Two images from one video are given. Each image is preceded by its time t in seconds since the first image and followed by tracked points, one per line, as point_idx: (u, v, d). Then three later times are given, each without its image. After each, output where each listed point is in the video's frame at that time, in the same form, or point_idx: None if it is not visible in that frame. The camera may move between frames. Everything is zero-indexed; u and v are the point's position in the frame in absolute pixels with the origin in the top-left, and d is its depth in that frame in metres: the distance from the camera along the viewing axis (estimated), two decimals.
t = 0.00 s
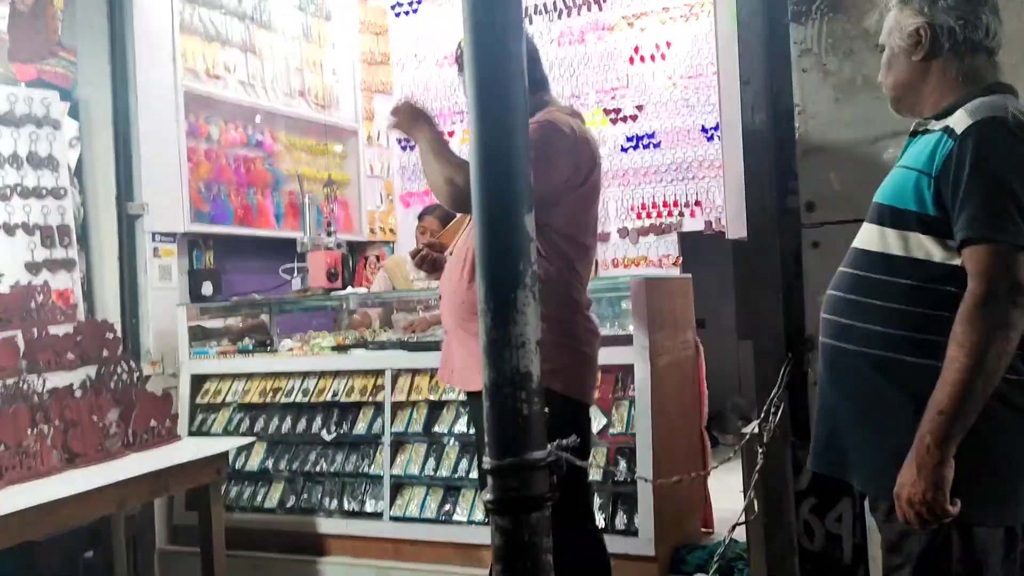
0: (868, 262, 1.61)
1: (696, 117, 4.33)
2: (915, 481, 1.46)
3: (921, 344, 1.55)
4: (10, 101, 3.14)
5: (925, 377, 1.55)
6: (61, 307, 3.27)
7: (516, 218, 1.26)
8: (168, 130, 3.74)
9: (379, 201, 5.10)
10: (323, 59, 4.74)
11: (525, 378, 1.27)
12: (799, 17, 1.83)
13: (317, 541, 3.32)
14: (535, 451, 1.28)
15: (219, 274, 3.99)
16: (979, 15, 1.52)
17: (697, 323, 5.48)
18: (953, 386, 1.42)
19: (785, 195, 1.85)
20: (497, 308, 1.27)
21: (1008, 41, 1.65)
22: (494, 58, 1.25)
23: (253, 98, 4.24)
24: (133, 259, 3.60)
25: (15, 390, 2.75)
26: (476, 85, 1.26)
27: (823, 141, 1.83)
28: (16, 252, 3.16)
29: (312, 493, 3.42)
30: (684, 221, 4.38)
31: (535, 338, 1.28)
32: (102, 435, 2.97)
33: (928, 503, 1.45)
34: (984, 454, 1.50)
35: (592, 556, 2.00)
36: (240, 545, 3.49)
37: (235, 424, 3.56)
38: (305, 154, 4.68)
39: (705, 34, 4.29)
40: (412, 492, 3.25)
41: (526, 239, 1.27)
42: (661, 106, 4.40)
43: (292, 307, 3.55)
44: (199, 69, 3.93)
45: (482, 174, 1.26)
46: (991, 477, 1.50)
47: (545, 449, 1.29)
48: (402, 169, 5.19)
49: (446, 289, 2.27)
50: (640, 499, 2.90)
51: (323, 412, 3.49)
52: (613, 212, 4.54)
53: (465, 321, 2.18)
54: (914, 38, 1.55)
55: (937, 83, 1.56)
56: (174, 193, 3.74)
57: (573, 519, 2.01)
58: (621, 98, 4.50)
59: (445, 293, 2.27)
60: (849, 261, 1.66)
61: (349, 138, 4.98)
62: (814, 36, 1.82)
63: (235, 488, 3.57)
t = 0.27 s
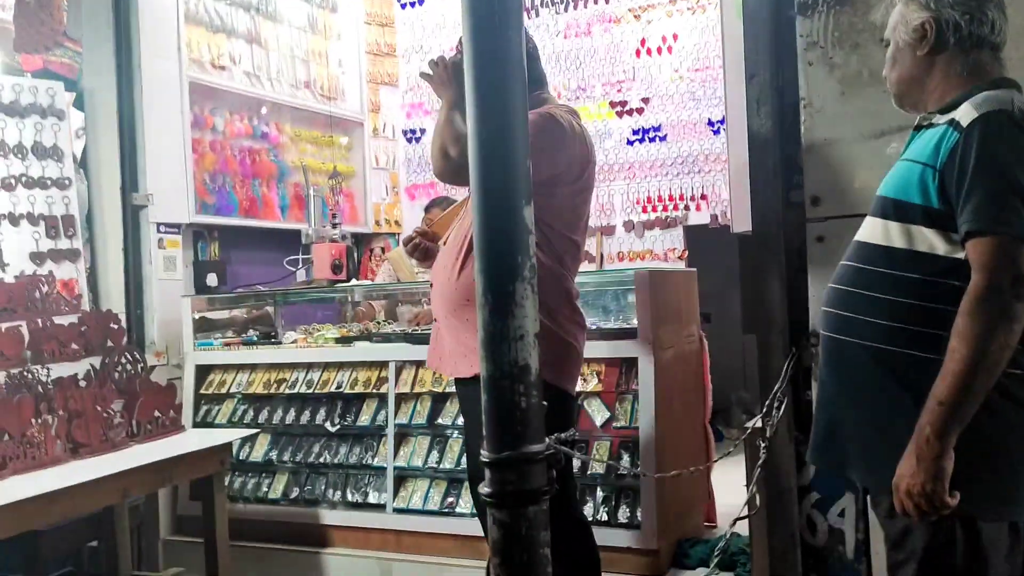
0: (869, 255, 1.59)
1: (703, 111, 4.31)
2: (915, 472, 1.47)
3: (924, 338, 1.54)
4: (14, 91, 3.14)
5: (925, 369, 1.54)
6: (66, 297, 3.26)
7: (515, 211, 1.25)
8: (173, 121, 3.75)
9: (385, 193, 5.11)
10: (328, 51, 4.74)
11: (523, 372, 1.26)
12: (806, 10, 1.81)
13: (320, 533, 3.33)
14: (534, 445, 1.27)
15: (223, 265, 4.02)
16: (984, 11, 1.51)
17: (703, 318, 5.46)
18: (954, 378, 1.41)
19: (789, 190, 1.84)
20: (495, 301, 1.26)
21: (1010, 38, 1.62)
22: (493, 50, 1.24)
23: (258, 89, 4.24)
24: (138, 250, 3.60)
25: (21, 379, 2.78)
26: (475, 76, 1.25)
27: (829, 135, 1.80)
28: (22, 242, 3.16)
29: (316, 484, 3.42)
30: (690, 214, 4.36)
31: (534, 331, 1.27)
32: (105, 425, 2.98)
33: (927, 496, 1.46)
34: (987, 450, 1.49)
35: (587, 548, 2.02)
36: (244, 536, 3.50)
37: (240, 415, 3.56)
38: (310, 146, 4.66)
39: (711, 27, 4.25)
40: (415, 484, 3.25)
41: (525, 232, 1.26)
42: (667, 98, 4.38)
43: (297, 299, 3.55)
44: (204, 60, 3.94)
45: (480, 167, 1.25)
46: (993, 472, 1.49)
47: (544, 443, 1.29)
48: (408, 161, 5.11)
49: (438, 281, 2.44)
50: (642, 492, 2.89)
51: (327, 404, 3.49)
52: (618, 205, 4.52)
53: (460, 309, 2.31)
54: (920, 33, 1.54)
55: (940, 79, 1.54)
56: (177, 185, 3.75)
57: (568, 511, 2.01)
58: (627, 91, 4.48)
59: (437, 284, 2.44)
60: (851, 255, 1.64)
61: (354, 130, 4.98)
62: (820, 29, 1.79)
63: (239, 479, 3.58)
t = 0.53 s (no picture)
0: (874, 253, 1.59)
1: (708, 107, 4.30)
2: (922, 469, 1.46)
3: (930, 336, 1.54)
4: (21, 87, 3.15)
5: (930, 368, 1.54)
6: (72, 294, 3.27)
7: (520, 211, 1.25)
8: (178, 118, 3.75)
9: (390, 189, 5.12)
10: (333, 47, 4.75)
11: (528, 372, 1.26)
12: (812, 7, 1.80)
13: (325, 529, 3.34)
14: (539, 445, 1.27)
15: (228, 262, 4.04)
16: (989, 11, 1.50)
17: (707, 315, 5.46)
18: (961, 374, 1.41)
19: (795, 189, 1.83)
20: (500, 301, 1.26)
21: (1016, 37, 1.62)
22: (499, 49, 1.24)
23: (263, 85, 4.25)
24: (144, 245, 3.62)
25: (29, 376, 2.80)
26: (480, 76, 1.25)
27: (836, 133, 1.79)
28: (29, 239, 3.17)
29: (321, 481, 3.43)
30: (695, 211, 4.35)
31: (539, 331, 1.27)
32: (112, 421, 2.99)
33: (935, 493, 1.45)
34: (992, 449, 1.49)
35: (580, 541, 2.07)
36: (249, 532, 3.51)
37: (245, 411, 3.58)
38: (315, 142, 4.68)
39: (717, 23, 4.23)
40: (420, 481, 3.26)
41: (529, 232, 1.26)
42: (672, 95, 4.37)
43: (303, 296, 3.57)
44: (210, 57, 3.95)
45: (485, 168, 1.25)
46: (997, 471, 1.49)
47: (549, 442, 1.29)
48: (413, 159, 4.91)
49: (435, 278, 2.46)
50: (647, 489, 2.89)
51: (331, 400, 3.49)
52: (623, 202, 4.53)
53: (456, 303, 2.34)
54: (924, 33, 1.54)
55: (945, 79, 1.54)
56: (181, 182, 3.76)
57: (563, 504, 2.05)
58: (632, 87, 4.47)
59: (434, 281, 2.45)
60: (855, 254, 1.64)
61: (359, 126, 4.99)
62: (826, 27, 1.79)
63: (245, 475, 3.59)
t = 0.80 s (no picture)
0: (875, 249, 1.59)
1: (710, 103, 4.29)
2: (917, 464, 1.47)
3: (924, 332, 1.54)
4: (23, 81, 3.19)
5: (926, 362, 1.55)
6: (74, 286, 3.29)
7: (520, 203, 1.25)
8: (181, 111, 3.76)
9: (392, 184, 5.13)
10: (336, 42, 4.75)
11: (527, 363, 1.27)
12: (814, 4, 1.81)
13: (325, 522, 3.35)
14: (538, 436, 1.28)
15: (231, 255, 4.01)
16: (991, 8, 1.50)
17: (709, 311, 5.46)
18: (956, 368, 1.42)
19: (796, 185, 1.84)
20: (499, 292, 1.26)
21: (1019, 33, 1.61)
22: (500, 41, 1.24)
23: (266, 80, 4.26)
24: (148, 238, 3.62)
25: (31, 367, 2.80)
26: (481, 69, 1.26)
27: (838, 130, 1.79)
28: (30, 231, 3.21)
29: (322, 474, 3.44)
30: (697, 208, 4.34)
31: (538, 323, 1.28)
32: (114, 413, 3.01)
33: (929, 487, 1.47)
34: (989, 443, 1.49)
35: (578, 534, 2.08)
36: (250, 524, 3.52)
37: (247, 404, 3.58)
38: (318, 137, 4.69)
39: (720, 20, 4.22)
40: (420, 475, 3.26)
41: (529, 225, 1.27)
42: (675, 91, 4.36)
43: (305, 291, 3.58)
44: (212, 51, 3.95)
45: (485, 160, 1.25)
46: (993, 467, 1.49)
47: (547, 433, 1.30)
48: (416, 153, 4.95)
49: (431, 273, 2.47)
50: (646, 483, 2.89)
51: (333, 394, 3.50)
52: (625, 198, 4.53)
53: (453, 296, 2.36)
54: (927, 29, 1.54)
55: (947, 76, 1.54)
56: (184, 177, 3.74)
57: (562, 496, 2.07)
58: (635, 83, 4.47)
59: (431, 275, 2.46)
60: (855, 249, 1.64)
61: (362, 121, 5.00)
62: (828, 24, 1.79)
63: (247, 467, 3.61)
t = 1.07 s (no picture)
0: (873, 242, 1.59)
1: (713, 98, 4.30)
2: (908, 455, 1.48)
3: (920, 325, 1.55)
4: (26, 65, 3.18)
5: (920, 355, 1.56)
6: (75, 271, 3.30)
7: (525, 186, 1.26)
8: (184, 100, 3.76)
9: (393, 175, 5.13)
10: (339, 32, 4.73)
11: (530, 347, 1.27)
12: None
13: (322, 510, 3.36)
14: (539, 419, 1.28)
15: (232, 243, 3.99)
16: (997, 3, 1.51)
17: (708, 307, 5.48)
18: (949, 361, 1.43)
19: (798, 179, 1.85)
20: (503, 275, 1.27)
21: None
22: (507, 24, 1.25)
23: (268, 68, 4.25)
24: (149, 224, 3.62)
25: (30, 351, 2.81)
26: (487, 52, 1.26)
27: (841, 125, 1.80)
28: (32, 216, 3.21)
29: (320, 463, 3.46)
30: (698, 202, 4.35)
31: (541, 306, 1.28)
32: (113, 399, 3.01)
33: (920, 477, 1.48)
34: (985, 435, 1.51)
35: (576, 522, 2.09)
36: (247, 512, 3.53)
37: (246, 391, 3.59)
38: (320, 127, 4.69)
39: (724, 16, 4.24)
40: (418, 464, 3.27)
41: (534, 208, 1.27)
42: (679, 86, 4.37)
43: (305, 280, 3.59)
44: (215, 38, 3.94)
45: (491, 144, 1.26)
46: (987, 458, 1.51)
47: (549, 417, 1.30)
48: (418, 144, 4.97)
49: (429, 263, 2.46)
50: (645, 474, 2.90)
51: (333, 383, 3.51)
52: (626, 192, 4.53)
53: (451, 285, 2.36)
54: (931, 24, 1.55)
55: (950, 70, 1.55)
56: (184, 164, 3.74)
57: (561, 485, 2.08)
58: (638, 77, 4.47)
59: (429, 265, 2.46)
60: (853, 243, 1.64)
61: (364, 112, 5.00)
62: (833, 19, 1.80)
63: (245, 455, 3.62)
